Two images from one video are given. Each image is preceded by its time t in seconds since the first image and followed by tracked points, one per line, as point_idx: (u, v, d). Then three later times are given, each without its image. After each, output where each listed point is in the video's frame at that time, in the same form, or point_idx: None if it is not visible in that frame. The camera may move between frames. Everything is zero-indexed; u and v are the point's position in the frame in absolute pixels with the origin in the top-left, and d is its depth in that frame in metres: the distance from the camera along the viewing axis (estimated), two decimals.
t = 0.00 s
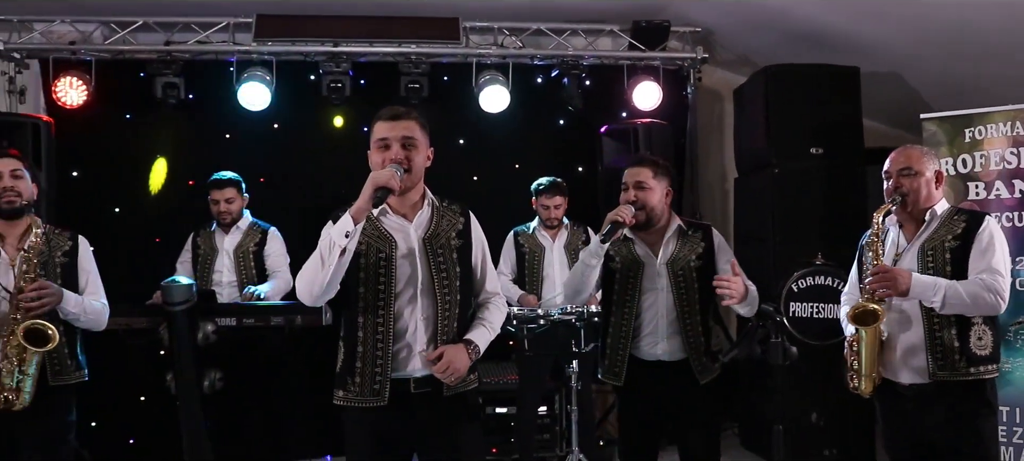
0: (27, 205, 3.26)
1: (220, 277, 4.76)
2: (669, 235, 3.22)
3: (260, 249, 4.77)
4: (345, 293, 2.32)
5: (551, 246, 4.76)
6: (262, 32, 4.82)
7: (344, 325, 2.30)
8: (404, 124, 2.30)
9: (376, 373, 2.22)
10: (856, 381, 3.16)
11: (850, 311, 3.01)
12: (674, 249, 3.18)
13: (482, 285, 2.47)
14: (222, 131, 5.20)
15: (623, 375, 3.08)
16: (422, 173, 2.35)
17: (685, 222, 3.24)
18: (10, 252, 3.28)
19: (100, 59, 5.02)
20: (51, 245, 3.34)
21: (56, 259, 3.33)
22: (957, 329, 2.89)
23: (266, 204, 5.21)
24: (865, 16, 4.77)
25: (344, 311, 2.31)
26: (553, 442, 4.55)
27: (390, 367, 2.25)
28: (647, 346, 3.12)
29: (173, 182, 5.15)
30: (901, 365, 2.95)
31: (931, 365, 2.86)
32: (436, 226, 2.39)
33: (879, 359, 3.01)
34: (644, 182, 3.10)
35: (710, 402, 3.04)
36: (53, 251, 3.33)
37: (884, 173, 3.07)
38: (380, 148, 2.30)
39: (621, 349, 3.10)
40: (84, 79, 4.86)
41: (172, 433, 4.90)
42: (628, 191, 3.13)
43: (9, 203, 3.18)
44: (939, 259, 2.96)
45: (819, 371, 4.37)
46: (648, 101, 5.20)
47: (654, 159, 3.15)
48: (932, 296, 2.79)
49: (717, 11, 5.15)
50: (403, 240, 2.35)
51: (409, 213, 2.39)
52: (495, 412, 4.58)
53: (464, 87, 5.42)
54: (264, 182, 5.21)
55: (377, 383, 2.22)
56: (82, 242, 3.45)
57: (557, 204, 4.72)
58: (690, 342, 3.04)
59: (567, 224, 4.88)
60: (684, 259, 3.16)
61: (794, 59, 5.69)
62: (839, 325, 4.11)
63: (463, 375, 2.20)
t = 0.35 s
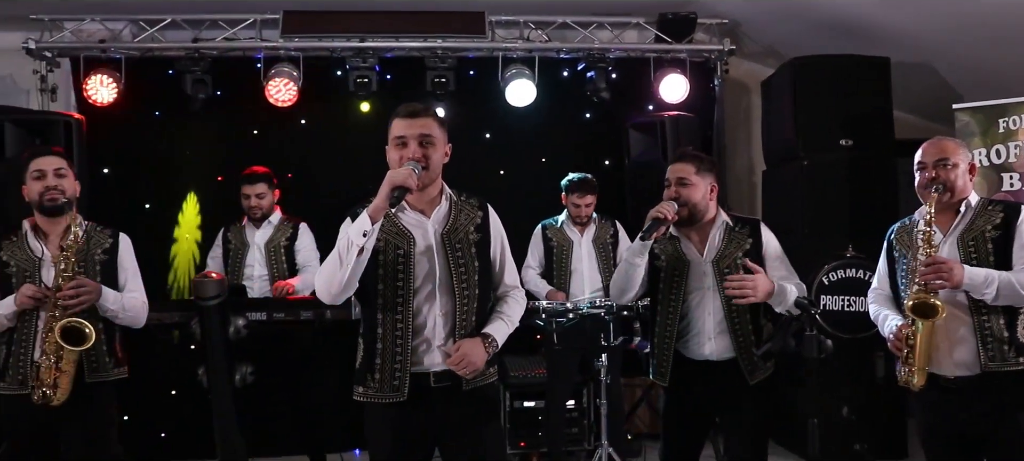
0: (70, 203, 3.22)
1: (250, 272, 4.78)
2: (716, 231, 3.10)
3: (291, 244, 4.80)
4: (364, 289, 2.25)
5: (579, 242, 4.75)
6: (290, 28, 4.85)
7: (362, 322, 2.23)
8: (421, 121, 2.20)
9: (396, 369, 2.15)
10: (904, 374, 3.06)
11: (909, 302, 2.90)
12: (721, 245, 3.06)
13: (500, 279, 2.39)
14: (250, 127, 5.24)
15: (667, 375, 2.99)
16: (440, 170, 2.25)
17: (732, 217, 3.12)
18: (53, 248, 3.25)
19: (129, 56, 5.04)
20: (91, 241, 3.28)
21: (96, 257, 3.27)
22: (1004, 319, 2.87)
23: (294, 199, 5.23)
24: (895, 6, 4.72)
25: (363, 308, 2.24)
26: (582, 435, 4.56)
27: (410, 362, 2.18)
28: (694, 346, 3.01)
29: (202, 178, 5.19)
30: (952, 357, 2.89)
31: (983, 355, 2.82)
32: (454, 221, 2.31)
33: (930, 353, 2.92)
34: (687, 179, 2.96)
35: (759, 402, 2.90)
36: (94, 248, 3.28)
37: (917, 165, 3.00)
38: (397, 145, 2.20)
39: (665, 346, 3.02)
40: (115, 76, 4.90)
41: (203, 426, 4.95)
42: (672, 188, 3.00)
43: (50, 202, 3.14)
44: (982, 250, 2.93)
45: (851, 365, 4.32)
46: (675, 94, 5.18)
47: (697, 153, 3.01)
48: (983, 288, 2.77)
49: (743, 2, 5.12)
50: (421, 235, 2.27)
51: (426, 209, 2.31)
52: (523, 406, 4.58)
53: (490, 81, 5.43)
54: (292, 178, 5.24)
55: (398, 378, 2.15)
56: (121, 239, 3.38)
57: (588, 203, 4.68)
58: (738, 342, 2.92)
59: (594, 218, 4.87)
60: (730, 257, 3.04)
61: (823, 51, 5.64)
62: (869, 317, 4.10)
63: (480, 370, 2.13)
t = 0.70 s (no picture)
0: (131, 200, 3.23)
1: (286, 267, 4.81)
2: (760, 236, 3.10)
3: (328, 242, 4.83)
4: (386, 289, 2.28)
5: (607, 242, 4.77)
6: (322, 29, 4.91)
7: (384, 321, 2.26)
8: (441, 121, 2.21)
9: (418, 367, 2.18)
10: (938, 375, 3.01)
11: (953, 303, 2.84)
12: (766, 248, 3.08)
13: (521, 278, 2.40)
14: (283, 127, 5.30)
15: (714, 382, 2.96)
16: (459, 170, 2.27)
17: (777, 222, 3.13)
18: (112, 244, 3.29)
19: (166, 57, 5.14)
20: (147, 238, 3.30)
21: (152, 253, 3.28)
22: None
23: (325, 198, 5.28)
24: (928, 6, 4.67)
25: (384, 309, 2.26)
26: (610, 436, 4.55)
27: (432, 361, 2.20)
28: (739, 351, 3.02)
29: (235, 177, 5.26)
30: (994, 362, 2.87)
31: None
32: (473, 221, 2.33)
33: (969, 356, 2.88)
34: (731, 181, 2.99)
35: (800, 406, 2.89)
36: (151, 245, 3.29)
37: (968, 166, 2.97)
38: (417, 146, 2.22)
39: (710, 351, 3.01)
40: (151, 77, 4.99)
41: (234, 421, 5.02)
42: (714, 191, 3.02)
43: (110, 198, 3.16)
44: None
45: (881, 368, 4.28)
46: (706, 94, 5.16)
47: (737, 156, 3.04)
48: None
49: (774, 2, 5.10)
50: (441, 235, 2.30)
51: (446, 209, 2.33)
52: (551, 406, 4.60)
53: (520, 82, 5.45)
54: (324, 177, 5.29)
55: (420, 376, 2.17)
56: (179, 238, 3.38)
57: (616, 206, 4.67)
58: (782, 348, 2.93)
59: (622, 219, 4.87)
60: (775, 261, 3.05)
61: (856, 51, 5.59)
62: (898, 321, 4.03)
63: (502, 367, 2.14)
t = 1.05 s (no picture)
0: (197, 206, 3.35)
1: (318, 273, 4.85)
2: (798, 241, 3.15)
3: (360, 249, 4.87)
4: (410, 295, 2.33)
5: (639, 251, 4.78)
6: (358, 39, 4.99)
7: (411, 327, 2.31)
8: (466, 130, 2.26)
9: (444, 372, 2.22)
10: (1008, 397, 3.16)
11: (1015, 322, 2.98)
12: (804, 256, 3.13)
13: (546, 287, 2.43)
14: (319, 135, 5.38)
15: (743, 385, 3.01)
16: (484, 178, 2.31)
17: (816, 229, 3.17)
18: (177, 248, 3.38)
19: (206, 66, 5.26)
20: (212, 243, 3.40)
21: (216, 258, 3.38)
22: None
23: (359, 206, 5.35)
24: (965, 16, 4.63)
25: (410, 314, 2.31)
26: (639, 446, 4.56)
27: (458, 366, 2.24)
28: (769, 359, 3.03)
29: (272, 184, 5.35)
30: None
31: None
32: (498, 229, 2.36)
33: None
34: (772, 185, 3.04)
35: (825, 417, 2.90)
36: (215, 250, 3.39)
37: None
38: (443, 155, 2.27)
39: (740, 358, 3.04)
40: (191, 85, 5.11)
41: (267, 425, 5.09)
42: (756, 195, 3.07)
43: (180, 202, 3.27)
44: None
45: (914, 382, 4.24)
46: (739, 105, 5.16)
47: (780, 161, 3.09)
48: None
49: (809, 12, 5.09)
50: (466, 242, 2.33)
51: (472, 217, 2.38)
52: (581, 415, 4.59)
53: (553, 91, 5.48)
54: (358, 185, 5.35)
55: (446, 381, 2.21)
56: (241, 244, 3.48)
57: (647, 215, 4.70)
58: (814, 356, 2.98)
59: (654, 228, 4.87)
60: (812, 268, 3.11)
61: (892, 62, 5.55)
62: (931, 336, 3.99)
63: (527, 374, 2.17)
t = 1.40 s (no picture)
0: (238, 208, 3.43)
1: (335, 276, 4.90)
2: (817, 243, 3.14)
3: (376, 250, 4.91)
4: (427, 297, 2.37)
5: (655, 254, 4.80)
6: (379, 45, 5.05)
7: (428, 328, 2.35)
8: (482, 138, 2.28)
9: (460, 372, 2.26)
10: None
11: None
12: (822, 258, 3.12)
13: (560, 289, 2.46)
14: (340, 140, 5.44)
15: (747, 380, 3.04)
16: (499, 184, 2.35)
17: (835, 232, 3.16)
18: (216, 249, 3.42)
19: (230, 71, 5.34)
20: (250, 246, 3.45)
21: (253, 260, 3.42)
22: None
23: (380, 209, 5.40)
24: (986, 22, 4.62)
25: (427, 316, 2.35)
26: (656, 450, 4.57)
27: (472, 366, 2.28)
28: (778, 357, 3.02)
29: (295, 188, 5.41)
30: None
31: None
32: (513, 232, 2.40)
33: None
34: (794, 186, 3.03)
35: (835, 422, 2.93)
36: (252, 254, 3.43)
37: None
38: (458, 163, 2.30)
39: (751, 350, 3.05)
40: (215, 90, 5.18)
41: (287, 426, 5.15)
42: (776, 194, 3.07)
43: (223, 202, 3.36)
44: None
45: (933, 389, 4.22)
46: (758, 110, 5.17)
47: (806, 164, 3.09)
48: None
49: (829, 17, 5.09)
50: (482, 246, 2.37)
51: (488, 221, 2.42)
52: (599, 418, 4.60)
53: (573, 96, 5.50)
54: (379, 189, 5.41)
55: (461, 381, 2.25)
56: (280, 247, 3.51)
57: (665, 219, 4.75)
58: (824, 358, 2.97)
59: (672, 234, 4.90)
60: (828, 270, 3.10)
61: (913, 68, 5.53)
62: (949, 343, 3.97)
63: (537, 372, 2.19)
